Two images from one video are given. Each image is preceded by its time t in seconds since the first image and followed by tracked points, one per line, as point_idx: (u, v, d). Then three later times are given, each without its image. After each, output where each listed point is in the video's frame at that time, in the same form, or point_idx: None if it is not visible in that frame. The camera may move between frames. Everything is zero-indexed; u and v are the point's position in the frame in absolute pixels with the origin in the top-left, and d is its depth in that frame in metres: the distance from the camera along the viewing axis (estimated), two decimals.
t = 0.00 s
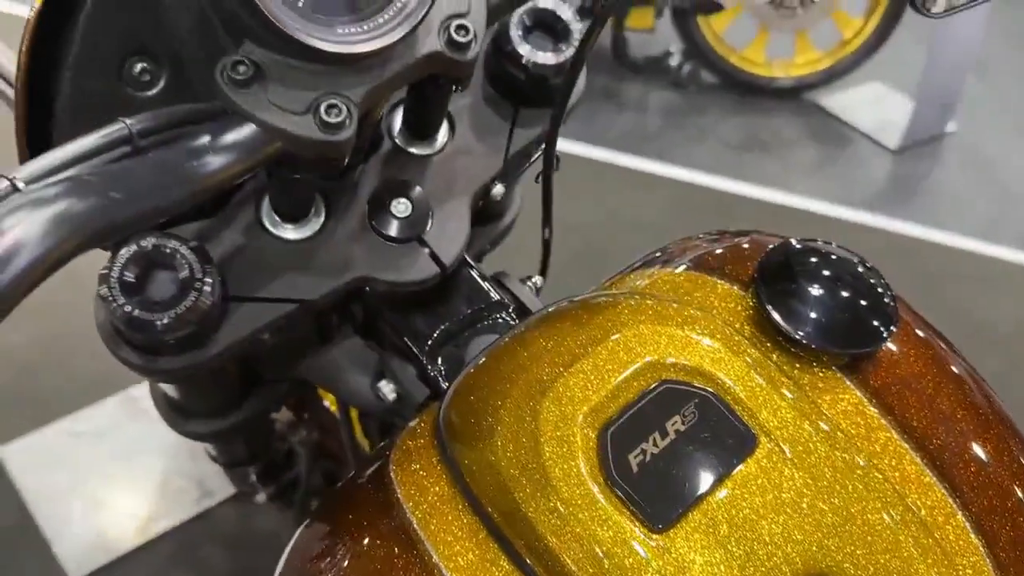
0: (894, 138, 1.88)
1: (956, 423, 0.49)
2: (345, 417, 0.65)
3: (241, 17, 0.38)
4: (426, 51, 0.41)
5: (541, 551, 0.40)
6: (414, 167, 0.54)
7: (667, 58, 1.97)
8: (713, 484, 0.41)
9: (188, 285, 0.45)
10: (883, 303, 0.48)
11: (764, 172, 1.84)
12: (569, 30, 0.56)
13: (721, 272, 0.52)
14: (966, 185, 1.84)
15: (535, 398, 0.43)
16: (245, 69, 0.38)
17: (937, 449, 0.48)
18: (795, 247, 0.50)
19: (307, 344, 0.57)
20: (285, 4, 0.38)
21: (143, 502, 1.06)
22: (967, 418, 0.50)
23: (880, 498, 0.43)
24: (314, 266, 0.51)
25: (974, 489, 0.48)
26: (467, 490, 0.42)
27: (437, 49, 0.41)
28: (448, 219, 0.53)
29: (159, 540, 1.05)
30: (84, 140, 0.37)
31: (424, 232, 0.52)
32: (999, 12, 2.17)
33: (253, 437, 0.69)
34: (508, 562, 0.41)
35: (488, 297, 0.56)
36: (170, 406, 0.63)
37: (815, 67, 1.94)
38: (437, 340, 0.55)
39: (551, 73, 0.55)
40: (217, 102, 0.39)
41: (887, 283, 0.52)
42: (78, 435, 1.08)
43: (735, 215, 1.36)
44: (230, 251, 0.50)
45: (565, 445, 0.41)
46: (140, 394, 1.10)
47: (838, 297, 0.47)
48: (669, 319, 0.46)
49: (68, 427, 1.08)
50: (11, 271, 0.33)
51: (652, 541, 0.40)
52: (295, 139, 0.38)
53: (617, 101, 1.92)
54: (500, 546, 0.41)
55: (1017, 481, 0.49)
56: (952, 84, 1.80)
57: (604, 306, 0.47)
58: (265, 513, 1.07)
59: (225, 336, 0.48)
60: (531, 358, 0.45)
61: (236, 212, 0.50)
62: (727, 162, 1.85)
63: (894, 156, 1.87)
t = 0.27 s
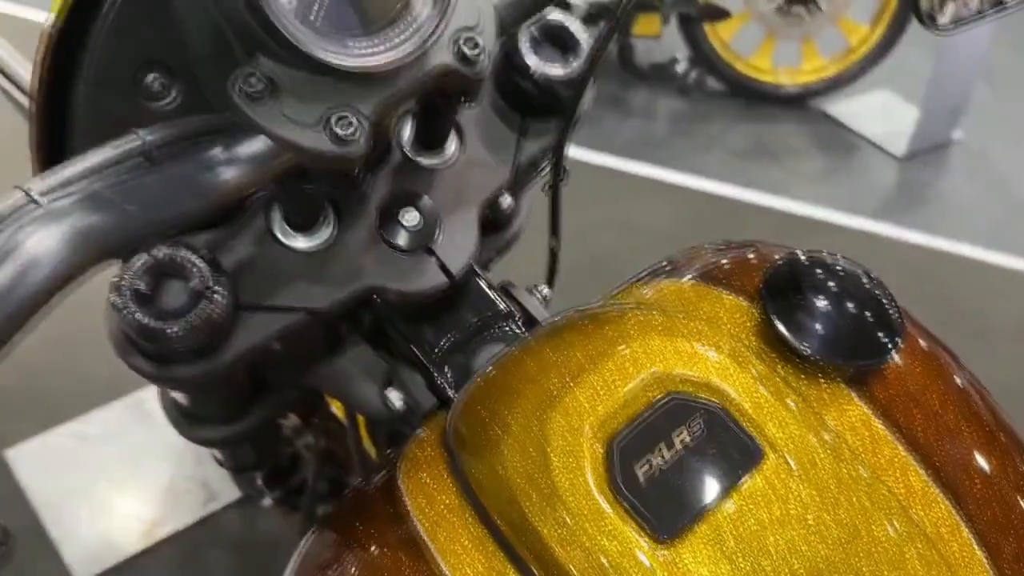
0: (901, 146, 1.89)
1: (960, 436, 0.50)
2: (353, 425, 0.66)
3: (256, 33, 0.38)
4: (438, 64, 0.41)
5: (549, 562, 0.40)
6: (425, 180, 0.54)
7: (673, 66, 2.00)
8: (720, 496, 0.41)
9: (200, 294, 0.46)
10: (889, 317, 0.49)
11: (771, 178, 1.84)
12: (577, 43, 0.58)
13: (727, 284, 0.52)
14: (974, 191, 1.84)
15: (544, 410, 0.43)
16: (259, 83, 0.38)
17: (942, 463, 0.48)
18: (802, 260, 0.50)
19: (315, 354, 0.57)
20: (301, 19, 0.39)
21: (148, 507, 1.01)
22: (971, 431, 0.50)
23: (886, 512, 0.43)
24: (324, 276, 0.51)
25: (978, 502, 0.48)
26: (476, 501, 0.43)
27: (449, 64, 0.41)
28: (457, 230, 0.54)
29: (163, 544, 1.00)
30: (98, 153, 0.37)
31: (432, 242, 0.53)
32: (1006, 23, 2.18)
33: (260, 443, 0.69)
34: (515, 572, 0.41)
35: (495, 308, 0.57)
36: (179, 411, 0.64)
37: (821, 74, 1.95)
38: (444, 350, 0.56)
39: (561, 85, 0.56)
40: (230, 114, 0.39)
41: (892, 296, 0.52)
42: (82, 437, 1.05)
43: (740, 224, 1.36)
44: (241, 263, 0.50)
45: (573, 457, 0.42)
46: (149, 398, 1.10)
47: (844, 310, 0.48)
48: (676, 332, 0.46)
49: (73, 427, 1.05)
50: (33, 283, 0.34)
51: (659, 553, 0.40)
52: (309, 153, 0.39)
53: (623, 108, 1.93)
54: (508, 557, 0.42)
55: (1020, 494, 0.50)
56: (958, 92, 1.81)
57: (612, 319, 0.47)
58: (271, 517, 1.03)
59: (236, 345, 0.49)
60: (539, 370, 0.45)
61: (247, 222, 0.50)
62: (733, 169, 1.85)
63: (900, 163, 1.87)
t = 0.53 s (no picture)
0: (908, 153, 1.89)
1: (966, 449, 0.50)
2: (361, 432, 0.66)
3: (274, 49, 0.38)
4: (450, 80, 0.42)
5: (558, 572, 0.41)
6: (435, 192, 0.55)
7: (680, 72, 1.99)
8: (728, 509, 0.42)
9: (214, 305, 0.46)
10: (896, 329, 0.49)
11: (777, 186, 1.85)
12: (587, 56, 0.58)
13: (735, 296, 0.53)
14: (979, 200, 1.84)
15: (553, 421, 0.44)
16: (275, 98, 0.39)
17: (947, 476, 0.49)
18: (810, 273, 0.51)
19: (325, 363, 0.57)
20: (315, 36, 0.39)
21: (155, 510, 1.04)
22: (978, 444, 0.51)
23: (892, 526, 0.44)
24: (336, 286, 0.52)
25: (984, 515, 0.48)
26: (485, 512, 0.43)
27: (461, 78, 0.42)
28: (467, 240, 0.54)
29: (168, 547, 1.03)
30: (117, 165, 0.37)
31: (442, 253, 0.53)
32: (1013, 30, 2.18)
33: (268, 449, 0.70)
34: None
35: (504, 316, 0.57)
36: (189, 417, 0.64)
37: (828, 81, 1.95)
38: (454, 359, 0.56)
39: (571, 98, 0.57)
40: (244, 127, 0.39)
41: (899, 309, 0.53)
42: (91, 439, 1.06)
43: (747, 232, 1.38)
44: (255, 270, 0.51)
45: (582, 469, 0.42)
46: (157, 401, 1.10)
47: (852, 324, 0.48)
48: (685, 345, 0.46)
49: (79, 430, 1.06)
50: (55, 297, 0.34)
51: (666, 565, 0.41)
52: (323, 166, 0.39)
53: (630, 114, 1.94)
54: (517, 567, 0.42)
55: None
56: (965, 100, 1.81)
57: (620, 331, 0.47)
58: (275, 521, 1.06)
59: (249, 354, 0.50)
60: (549, 382, 0.45)
61: (258, 232, 0.51)
62: (739, 176, 1.85)
63: (906, 171, 1.87)
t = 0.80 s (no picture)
0: (915, 161, 1.89)
1: (974, 460, 0.50)
2: (370, 439, 0.67)
3: (290, 64, 0.40)
4: (464, 93, 0.42)
5: None
6: (446, 203, 0.55)
7: (687, 78, 2.00)
8: (737, 520, 0.42)
9: (229, 313, 0.47)
10: (903, 340, 0.50)
11: (783, 192, 1.85)
12: (598, 68, 0.60)
13: (743, 307, 0.53)
14: (986, 207, 1.84)
15: (563, 431, 0.44)
16: (291, 110, 0.40)
17: (954, 487, 0.49)
18: (818, 285, 0.51)
19: (336, 371, 0.58)
20: (332, 50, 0.40)
21: (162, 512, 1.05)
22: (985, 455, 0.51)
23: (901, 537, 0.44)
24: (348, 294, 0.52)
25: (992, 526, 0.48)
26: (495, 520, 0.43)
27: (475, 92, 0.43)
28: (478, 250, 0.55)
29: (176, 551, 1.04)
30: (137, 177, 0.37)
31: (453, 263, 0.54)
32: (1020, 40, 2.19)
33: (277, 455, 0.70)
34: None
35: (511, 324, 0.58)
36: (200, 423, 0.65)
37: (835, 88, 1.95)
38: (464, 368, 0.57)
39: (581, 109, 0.57)
40: (261, 140, 0.40)
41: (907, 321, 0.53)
42: (99, 441, 1.07)
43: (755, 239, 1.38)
44: (268, 280, 0.51)
45: (593, 478, 0.43)
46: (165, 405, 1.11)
47: (860, 336, 0.48)
48: (694, 355, 0.47)
49: (89, 432, 1.06)
50: (72, 312, 0.33)
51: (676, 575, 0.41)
52: (338, 178, 0.40)
53: (637, 120, 1.94)
54: None
55: None
56: (971, 108, 1.81)
57: (630, 342, 0.48)
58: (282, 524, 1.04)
59: (263, 362, 0.50)
60: (559, 391, 0.46)
61: (272, 241, 0.51)
62: (746, 182, 1.86)
63: (913, 179, 1.88)
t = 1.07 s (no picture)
0: (925, 169, 1.90)
1: (987, 473, 0.50)
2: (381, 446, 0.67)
3: (312, 78, 0.39)
4: (482, 107, 0.43)
5: None
6: (459, 213, 0.55)
7: (696, 85, 2.02)
8: (751, 533, 0.42)
9: (247, 322, 0.47)
10: (916, 354, 0.50)
11: (792, 199, 1.86)
12: (613, 80, 0.60)
13: (755, 319, 0.53)
14: (997, 216, 1.84)
15: (578, 443, 0.44)
16: (313, 124, 0.40)
17: (967, 500, 0.49)
18: (831, 298, 0.51)
19: (349, 378, 0.58)
20: (354, 66, 0.39)
21: (169, 517, 1.01)
22: (998, 469, 0.51)
23: (914, 551, 0.44)
24: (363, 304, 0.53)
25: (1004, 540, 0.49)
26: (509, 531, 0.44)
27: (494, 106, 0.43)
28: (491, 261, 0.55)
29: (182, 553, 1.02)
30: (160, 188, 0.37)
31: (468, 274, 0.54)
32: None
33: (288, 460, 0.70)
34: None
35: (528, 337, 0.58)
36: (213, 428, 0.65)
37: (843, 96, 1.99)
38: (477, 377, 0.57)
39: (597, 122, 0.58)
40: (282, 152, 0.41)
41: (920, 334, 0.53)
42: (108, 445, 1.06)
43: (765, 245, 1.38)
44: (284, 289, 0.52)
45: (607, 489, 0.43)
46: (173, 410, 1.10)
47: (872, 349, 0.49)
48: (707, 368, 0.47)
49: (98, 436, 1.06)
50: (101, 325, 0.33)
51: None
52: (357, 191, 0.40)
53: (645, 126, 1.95)
54: None
55: None
56: (983, 116, 1.82)
57: (643, 354, 0.48)
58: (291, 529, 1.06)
59: (278, 371, 0.50)
60: (573, 403, 0.46)
61: (289, 251, 0.52)
62: (754, 188, 1.87)
63: (923, 186, 1.88)
